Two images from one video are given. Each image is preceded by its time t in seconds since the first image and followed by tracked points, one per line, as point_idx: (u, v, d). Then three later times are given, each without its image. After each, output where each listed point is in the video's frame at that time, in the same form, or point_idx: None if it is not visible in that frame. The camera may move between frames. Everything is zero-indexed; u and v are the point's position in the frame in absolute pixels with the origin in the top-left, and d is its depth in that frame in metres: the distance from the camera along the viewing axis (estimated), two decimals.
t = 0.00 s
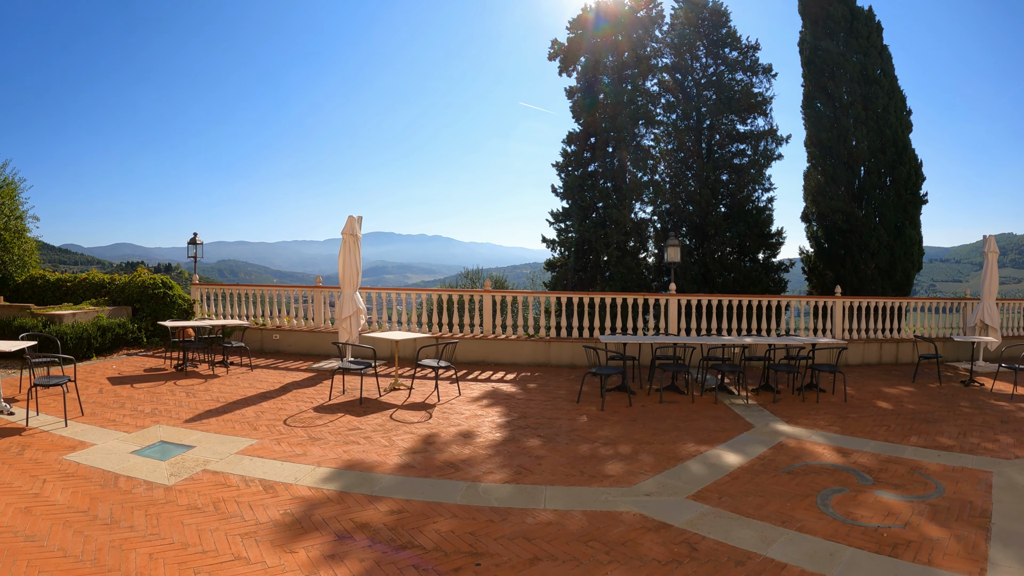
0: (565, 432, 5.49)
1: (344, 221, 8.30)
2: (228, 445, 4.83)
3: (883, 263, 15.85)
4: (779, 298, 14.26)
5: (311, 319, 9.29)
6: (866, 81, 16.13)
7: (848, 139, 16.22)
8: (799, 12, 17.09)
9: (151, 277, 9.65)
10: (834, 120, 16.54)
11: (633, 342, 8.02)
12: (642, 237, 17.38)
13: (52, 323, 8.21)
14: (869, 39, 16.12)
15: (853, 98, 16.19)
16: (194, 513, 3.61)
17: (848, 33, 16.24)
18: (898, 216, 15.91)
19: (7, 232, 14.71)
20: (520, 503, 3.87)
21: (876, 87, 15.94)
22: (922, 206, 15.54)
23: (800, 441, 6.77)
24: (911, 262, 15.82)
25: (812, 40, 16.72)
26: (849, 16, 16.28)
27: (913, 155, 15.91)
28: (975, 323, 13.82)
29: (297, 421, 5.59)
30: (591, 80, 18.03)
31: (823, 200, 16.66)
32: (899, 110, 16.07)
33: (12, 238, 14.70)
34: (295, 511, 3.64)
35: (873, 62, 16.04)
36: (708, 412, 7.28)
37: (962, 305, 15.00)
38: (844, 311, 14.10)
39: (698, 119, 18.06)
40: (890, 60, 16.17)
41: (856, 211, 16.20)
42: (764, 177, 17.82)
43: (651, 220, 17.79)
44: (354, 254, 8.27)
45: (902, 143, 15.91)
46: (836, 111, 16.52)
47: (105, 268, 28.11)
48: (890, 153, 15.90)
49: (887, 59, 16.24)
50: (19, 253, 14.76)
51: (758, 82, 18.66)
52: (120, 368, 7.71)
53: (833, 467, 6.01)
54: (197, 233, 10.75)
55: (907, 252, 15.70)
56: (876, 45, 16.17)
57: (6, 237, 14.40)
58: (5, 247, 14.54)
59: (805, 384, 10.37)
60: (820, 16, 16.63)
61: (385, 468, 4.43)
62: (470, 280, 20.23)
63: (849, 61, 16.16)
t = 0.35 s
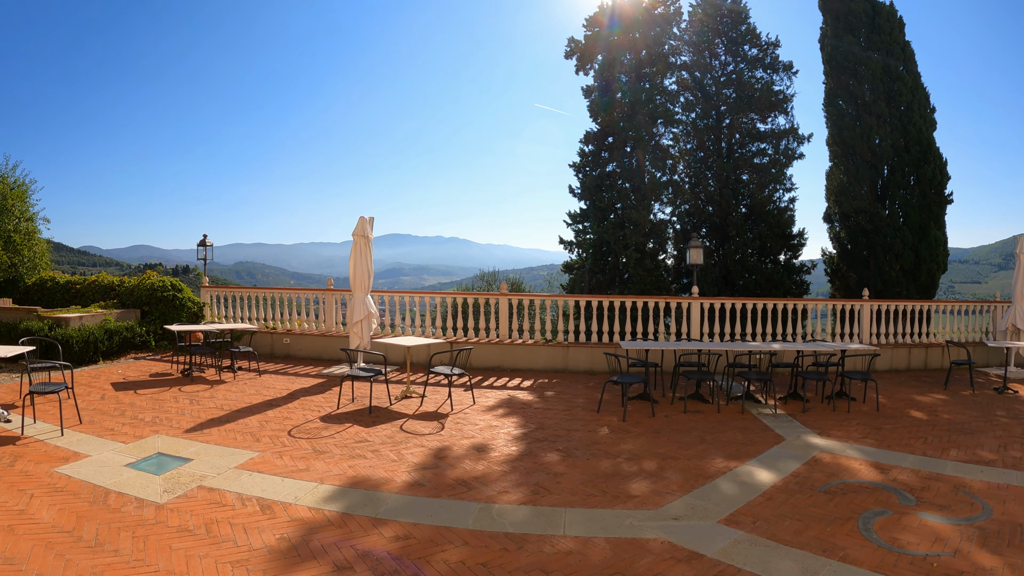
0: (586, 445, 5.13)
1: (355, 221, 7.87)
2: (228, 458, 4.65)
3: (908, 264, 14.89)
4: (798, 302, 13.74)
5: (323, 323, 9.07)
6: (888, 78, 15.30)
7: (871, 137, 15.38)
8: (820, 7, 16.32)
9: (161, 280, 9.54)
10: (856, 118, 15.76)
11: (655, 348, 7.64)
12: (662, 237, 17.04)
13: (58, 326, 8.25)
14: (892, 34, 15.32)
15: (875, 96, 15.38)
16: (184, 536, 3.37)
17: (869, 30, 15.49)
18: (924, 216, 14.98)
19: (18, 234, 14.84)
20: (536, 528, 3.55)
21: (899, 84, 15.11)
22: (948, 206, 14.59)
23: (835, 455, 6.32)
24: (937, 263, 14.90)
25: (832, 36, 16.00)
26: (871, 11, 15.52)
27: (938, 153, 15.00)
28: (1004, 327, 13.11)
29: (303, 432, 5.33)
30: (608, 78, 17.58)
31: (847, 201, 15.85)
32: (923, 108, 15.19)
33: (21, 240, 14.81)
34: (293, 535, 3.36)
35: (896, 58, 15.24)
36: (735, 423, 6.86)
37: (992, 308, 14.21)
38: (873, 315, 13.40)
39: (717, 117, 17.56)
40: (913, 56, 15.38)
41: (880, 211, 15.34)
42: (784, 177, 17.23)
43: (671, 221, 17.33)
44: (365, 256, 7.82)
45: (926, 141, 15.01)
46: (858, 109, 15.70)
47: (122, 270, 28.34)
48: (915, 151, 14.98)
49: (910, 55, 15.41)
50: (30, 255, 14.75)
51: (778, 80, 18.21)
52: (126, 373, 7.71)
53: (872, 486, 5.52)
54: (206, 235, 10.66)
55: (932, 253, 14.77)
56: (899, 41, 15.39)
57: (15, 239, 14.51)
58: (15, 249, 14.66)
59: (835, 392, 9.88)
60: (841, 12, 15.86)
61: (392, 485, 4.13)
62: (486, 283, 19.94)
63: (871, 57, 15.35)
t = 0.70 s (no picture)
0: (603, 455, 4.78)
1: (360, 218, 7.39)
2: (221, 468, 4.44)
3: (928, 264, 13.96)
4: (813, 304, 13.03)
5: (330, 324, 8.79)
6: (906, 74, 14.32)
7: (888, 134, 14.42)
8: None
9: (163, 280, 9.39)
10: (874, 115, 14.78)
11: (673, 351, 7.28)
12: (676, 237, 16.35)
13: (57, 326, 8.14)
14: (909, 28, 14.30)
15: (891, 93, 14.40)
16: (164, 559, 3.13)
17: (884, 25, 14.48)
18: (944, 216, 14.00)
19: (21, 234, 14.89)
20: (549, 551, 3.21)
21: (916, 80, 14.13)
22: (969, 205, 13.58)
23: (867, 466, 5.83)
24: (957, 263, 13.93)
25: (847, 31, 15.02)
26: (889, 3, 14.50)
27: (957, 150, 14.00)
28: None
29: (302, 439, 5.06)
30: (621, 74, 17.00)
31: (864, 200, 14.90)
32: (941, 104, 14.16)
33: (24, 240, 14.83)
34: (281, 558, 3.09)
35: (912, 54, 14.28)
36: (759, 431, 6.42)
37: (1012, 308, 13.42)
38: (895, 316, 12.76)
39: (732, 114, 16.96)
40: (931, 52, 14.33)
41: (898, 210, 14.39)
42: (798, 175, 16.65)
43: (685, 220, 16.89)
44: (371, 255, 7.34)
45: (946, 138, 14.01)
46: (875, 104, 14.74)
47: (135, 271, 28.40)
48: (934, 148, 13.97)
49: (928, 51, 14.38)
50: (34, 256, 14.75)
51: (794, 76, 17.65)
52: (124, 375, 7.56)
53: (910, 501, 4.96)
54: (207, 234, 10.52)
55: (952, 253, 13.78)
56: (916, 36, 14.37)
57: (18, 239, 14.52)
58: (19, 249, 14.68)
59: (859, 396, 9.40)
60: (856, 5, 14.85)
61: (394, 500, 3.82)
62: (497, 284, 19.60)
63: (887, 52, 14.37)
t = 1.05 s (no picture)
0: (613, 467, 4.43)
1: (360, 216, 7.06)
2: (203, 481, 4.19)
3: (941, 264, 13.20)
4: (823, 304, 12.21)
5: (329, 326, 8.46)
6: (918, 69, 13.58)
7: (900, 131, 13.67)
8: None
9: (160, 280, 9.16)
10: (886, 112, 13.99)
11: (686, 355, 6.93)
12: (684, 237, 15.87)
13: (50, 327, 7.94)
14: (921, 23, 13.59)
15: (903, 89, 13.65)
16: None
17: (896, 19, 13.67)
18: (958, 215, 13.26)
19: (19, 233, 14.74)
20: None
21: (929, 76, 13.37)
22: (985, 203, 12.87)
23: (893, 480, 5.35)
24: (971, 263, 13.22)
25: (858, 26, 14.21)
26: None
27: (970, 148, 13.30)
28: None
29: (292, 449, 4.77)
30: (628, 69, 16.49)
31: (876, 198, 14.13)
32: (955, 101, 13.43)
33: (22, 239, 14.66)
34: None
35: (924, 50, 13.55)
36: (777, 440, 5.99)
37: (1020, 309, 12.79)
38: (911, 316, 12.12)
39: (741, 111, 15.91)
40: (944, 47, 13.58)
41: (912, 208, 13.64)
42: (809, 174, 15.74)
43: (693, 219, 16.21)
44: (371, 254, 6.98)
45: (959, 137, 13.31)
46: (886, 101, 13.98)
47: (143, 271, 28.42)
48: (947, 145, 13.25)
49: (941, 47, 13.65)
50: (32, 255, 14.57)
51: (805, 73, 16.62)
52: (116, 378, 7.32)
53: (943, 519, 4.44)
54: (206, 231, 10.21)
55: (966, 252, 13.06)
56: (928, 31, 13.63)
57: (15, 237, 14.35)
58: (16, 249, 14.51)
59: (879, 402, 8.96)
60: None
61: (384, 519, 3.51)
62: (503, 284, 19.30)
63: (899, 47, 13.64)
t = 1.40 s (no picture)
0: (619, 482, 4.11)
1: (356, 214, 6.75)
2: (180, 494, 3.99)
3: (956, 264, 12.53)
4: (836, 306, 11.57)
5: (325, 327, 8.16)
6: (929, 66, 12.91)
7: (912, 128, 12.94)
8: None
9: (155, 280, 8.93)
10: (898, 109, 13.28)
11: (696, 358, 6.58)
12: (693, 236, 15.19)
13: (41, 328, 7.74)
14: (932, 18, 12.92)
15: (915, 85, 12.93)
16: None
17: (907, 14, 12.96)
18: (972, 215, 12.60)
19: (16, 233, 14.61)
20: None
21: (942, 71, 12.70)
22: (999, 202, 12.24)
23: (919, 495, 4.92)
24: (984, 262, 12.59)
25: (868, 21, 13.48)
26: None
27: (983, 145, 12.67)
28: None
29: (278, 459, 4.49)
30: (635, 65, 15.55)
31: (888, 197, 13.35)
32: (968, 98, 12.75)
33: (18, 239, 14.55)
34: None
35: (937, 45, 12.85)
36: (793, 450, 5.60)
37: None
38: (931, 318, 11.44)
39: (750, 108, 15.30)
40: (956, 43, 12.93)
41: (924, 206, 12.93)
42: (820, 173, 15.10)
43: (700, 218, 15.51)
44: (367, 253, 6.67)
45: (973, 134, 12.65)
46: (898, 97, 13.24)
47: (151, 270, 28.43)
48: (961, 143, 12.58)
49: (953, 42, 12.98)
50: (29, 254, 14.48)
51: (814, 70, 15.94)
52: (105, 380, 7.10)
53: (977, 540, 3.98)
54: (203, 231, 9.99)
55: (979, 253, 12.42)
56: (940, 26, 12.94)
57: (11, 237, 14.24)
58: (11, 248, 14.39)
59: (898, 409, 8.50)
60: None
61: (366, 541, 3.21)
62: (508, 284, 18.99)
63: (911, 42, 12.90)
